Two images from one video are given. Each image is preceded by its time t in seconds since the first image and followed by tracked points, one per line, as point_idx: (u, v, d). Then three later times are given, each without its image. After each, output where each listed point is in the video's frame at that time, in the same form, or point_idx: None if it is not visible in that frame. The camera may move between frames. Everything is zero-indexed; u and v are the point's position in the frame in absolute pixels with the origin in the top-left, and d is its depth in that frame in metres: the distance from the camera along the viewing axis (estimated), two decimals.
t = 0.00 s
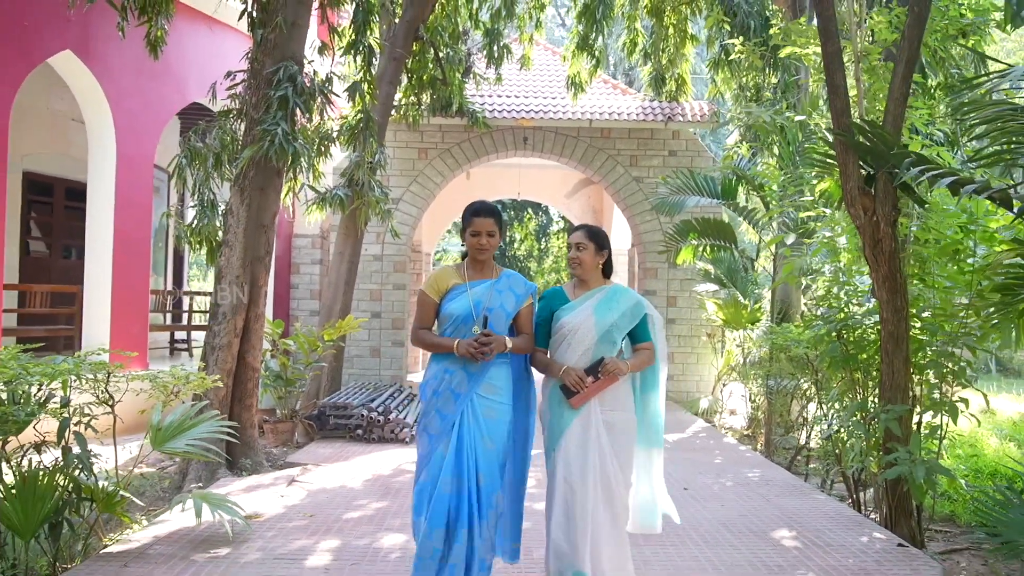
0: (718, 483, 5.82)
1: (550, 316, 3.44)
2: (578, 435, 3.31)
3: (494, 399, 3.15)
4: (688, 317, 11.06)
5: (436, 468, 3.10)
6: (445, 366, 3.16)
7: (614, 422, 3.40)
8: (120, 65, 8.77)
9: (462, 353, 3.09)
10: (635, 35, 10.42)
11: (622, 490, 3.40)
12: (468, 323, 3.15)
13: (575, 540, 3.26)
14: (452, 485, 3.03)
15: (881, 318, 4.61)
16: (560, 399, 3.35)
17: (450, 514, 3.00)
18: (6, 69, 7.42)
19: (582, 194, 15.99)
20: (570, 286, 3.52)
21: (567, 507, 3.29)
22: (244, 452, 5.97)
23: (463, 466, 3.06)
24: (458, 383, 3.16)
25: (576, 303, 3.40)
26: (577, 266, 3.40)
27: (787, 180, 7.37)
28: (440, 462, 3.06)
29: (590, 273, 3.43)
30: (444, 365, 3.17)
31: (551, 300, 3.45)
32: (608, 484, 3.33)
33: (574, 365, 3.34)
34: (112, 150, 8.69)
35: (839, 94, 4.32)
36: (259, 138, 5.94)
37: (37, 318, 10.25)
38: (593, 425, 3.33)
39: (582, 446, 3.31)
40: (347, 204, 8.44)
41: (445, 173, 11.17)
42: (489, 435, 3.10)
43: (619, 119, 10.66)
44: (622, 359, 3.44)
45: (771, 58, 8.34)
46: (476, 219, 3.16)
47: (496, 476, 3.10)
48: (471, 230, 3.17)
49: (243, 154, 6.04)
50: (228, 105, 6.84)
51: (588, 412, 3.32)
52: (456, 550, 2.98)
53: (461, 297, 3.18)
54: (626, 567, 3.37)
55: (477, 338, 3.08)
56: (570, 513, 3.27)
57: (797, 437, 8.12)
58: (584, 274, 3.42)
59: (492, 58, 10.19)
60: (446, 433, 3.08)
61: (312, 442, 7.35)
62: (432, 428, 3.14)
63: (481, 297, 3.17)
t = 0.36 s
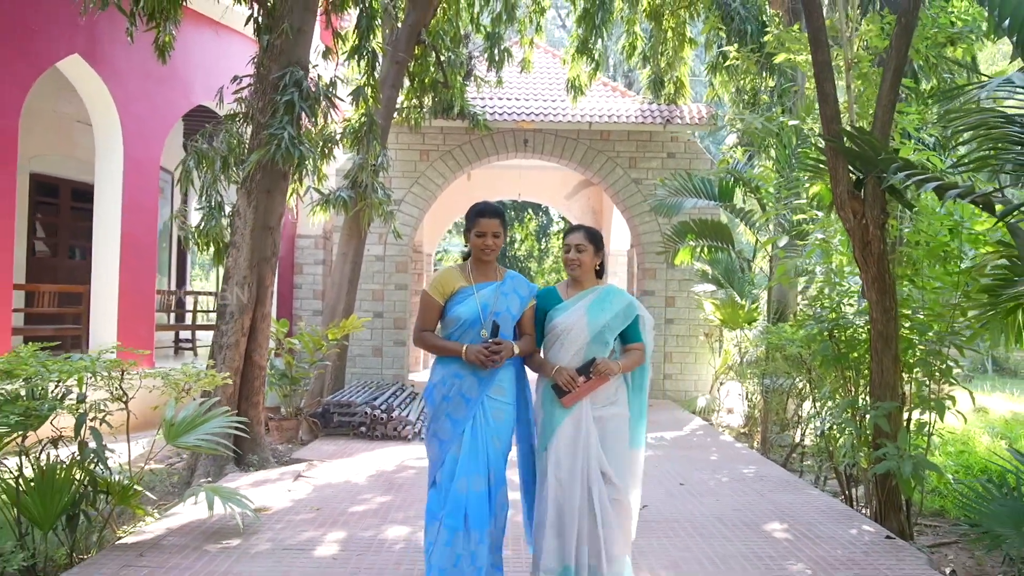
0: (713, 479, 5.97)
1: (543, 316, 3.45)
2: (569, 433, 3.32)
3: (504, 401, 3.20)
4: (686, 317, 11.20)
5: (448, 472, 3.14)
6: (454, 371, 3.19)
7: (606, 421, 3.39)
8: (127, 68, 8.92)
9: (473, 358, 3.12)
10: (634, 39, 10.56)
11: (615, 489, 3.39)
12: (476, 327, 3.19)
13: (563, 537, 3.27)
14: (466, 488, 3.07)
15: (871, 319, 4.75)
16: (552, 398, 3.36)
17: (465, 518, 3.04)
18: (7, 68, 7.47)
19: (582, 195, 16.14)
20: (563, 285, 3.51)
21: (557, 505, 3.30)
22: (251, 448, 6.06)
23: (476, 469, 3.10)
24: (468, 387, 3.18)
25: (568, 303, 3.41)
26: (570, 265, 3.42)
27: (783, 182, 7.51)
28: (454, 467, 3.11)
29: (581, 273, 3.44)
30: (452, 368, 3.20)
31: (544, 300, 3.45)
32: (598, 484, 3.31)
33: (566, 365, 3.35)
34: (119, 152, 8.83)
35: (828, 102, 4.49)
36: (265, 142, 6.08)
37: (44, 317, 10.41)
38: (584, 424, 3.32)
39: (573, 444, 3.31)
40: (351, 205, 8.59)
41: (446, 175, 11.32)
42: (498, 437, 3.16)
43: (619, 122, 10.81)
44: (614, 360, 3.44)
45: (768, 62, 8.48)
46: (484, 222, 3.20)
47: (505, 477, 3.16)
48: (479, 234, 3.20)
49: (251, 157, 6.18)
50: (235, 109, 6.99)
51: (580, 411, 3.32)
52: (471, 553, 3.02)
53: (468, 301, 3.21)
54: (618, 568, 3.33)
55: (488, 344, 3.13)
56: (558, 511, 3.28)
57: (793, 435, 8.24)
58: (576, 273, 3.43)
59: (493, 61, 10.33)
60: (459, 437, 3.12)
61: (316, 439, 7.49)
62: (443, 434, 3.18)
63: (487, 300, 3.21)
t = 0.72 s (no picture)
0: (710, 475, 6.12)
1: (550, 319, 3.55)
2: (575, 436, 3.42)
3: (503, 399, 3.25)
4: (685, 318, 11.35)
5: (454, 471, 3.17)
6: (454, 369, 3.21)
7: (612, 422, 3.50)
8: (135, 72, 9.08)
9: (474, 355, 3.14)
10: (634, 43, 10.72)
11: (621, 490, 3.49)
12: (472, 323, 3.22)
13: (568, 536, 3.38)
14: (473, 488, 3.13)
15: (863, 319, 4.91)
16: (560, 400, 3.46)
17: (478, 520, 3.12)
18: (16, 72, 7.60)
19: (583, 196, 16.34)
20: (569, 288, 3.61)
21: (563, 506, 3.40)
22: (260, 446, 6.06)
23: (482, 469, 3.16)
24: (470, 384, 3.21)
25: (576, 306, 3.50)
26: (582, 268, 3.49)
27: (780, 185, 7.65)
28: (461, 467, 3.15)
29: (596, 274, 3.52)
30: (451, 367, 3.22)
31: (551, 303, 3.55)
32: (602, 484, 3.41)
33: (573, 368, 3.44)
34: (127, 155, 8.99)
35: (820, 110, 4.67)
36: (274, 146, 6.24)
37: (53, 317, 10.57)
38: (590, 425, 3.43)
39: (579, 446, 3.42)
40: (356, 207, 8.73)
41: (448, 176, 11.47)
42: (501, 435, 3.23)
43: (619, 124, 10.96)
44: (621, 363, 3.53)
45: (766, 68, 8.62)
46: (475, 219, 3.25)
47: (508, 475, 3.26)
48: (471, 230, 3.25)
49: (259, 161, 6.34)
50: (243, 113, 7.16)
51: (587, 413, 3.43)
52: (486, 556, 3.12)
53: (462, 298, 3.24)
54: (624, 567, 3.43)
55: (488, 339, 3.16)
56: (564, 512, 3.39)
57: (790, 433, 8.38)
58: (587, 277, 3.51)
59: (495, 65, 10.48)
60: (465, 438, 3.16)
61: (322, 436, 7.64)
62: (447, 433, 3.19)
63: (481, 296, 3.26)
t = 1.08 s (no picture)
0: (706, 471, 6.26)
1: (570, 318, 3.49)
2: (599, 436, 3.37)
3: (500, 396, 3.25)
4: (684, 318, 11.49)
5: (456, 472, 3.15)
6: (449, 371, 3.20)
7: (637, 424, 3.43)
8: (141, 76, 9.22)
9: (470, 355, 3.15)
10: (633, 46, 10.85)
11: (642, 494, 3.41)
12: (466, 324, 3.24)
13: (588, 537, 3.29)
14: (478, 489, 3.12)
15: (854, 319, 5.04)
16: (582, 400, 3.41)
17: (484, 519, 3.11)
18: (25, 76, 7.74)
19: (583, 197, 16.54)
20: (589, 285, 3.54)
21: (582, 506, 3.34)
22: (266, 444, 6.18)
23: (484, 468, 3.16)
24: (466, 385, 3.20)
25: (598, 305, 3.44)
26: (607, 269, 3.40)
27: (776, 188, 7.79)
28: (464, 468, 3.13)
29: (622, 275, 3.45)
30: (447, 369, 3.21)
31: (571, 301, 3.49)
32: (627, 487, 3.34)
33: (596, 367, 3.40)
34: (134, 157, 9.13)
35: (811, 116, 4.82)
36: (279, 150, 6.38)
37: (59, 317, 10.72)
38: (615, 426, 3.38)
39: (602, 446, 3.36)
40: (359, 209, 8.88)
41: (450, 178, 11.60)
42: (502, 434, 3.22)
43: (618, 127, 11.10)
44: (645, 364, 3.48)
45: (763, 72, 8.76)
46: (471, 219, 3.23)
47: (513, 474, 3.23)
48: (466, 231, 3.24)
49: (266, 164, 6.48)
50: (249, 118, 7.30)
51: (611, 413, 3.38)
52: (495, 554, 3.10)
53: (454, 299, 3.24)
54: (642, 571, 3.36)
55: (482, 338, 3.17)
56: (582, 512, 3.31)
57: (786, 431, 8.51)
58: (612, 276, 3.43)
59: (496, 68, 10.62)
60: (467, 439, 3.14)
61: (326, 434, 7.77)
62: (447, 435, 3.17)
63: (473, 296, 3.27)
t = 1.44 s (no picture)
0: (702, 468, 6.41)
1: (576, 319, 3.49)
2: (610, 436, 3.38)
3: (503, 396, 3.28)
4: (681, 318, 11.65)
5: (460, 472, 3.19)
6: (454, 373, 3.24)
7: (643, 426, 3.48)
8: (146, 80, 9.38)
9: (475, 359, 3.18)
10: (631, 50, 11.00)
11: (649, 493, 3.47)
12: (472, 328, 3.25)
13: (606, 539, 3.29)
14: (480, 487, 3.15)
15: (845, 320, 5.19)
16: (587, 404, 3.40)
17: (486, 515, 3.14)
18: (33, 81, 7.91)
19: (583, 197, 16.69)
20: (594, 286, 3.54)
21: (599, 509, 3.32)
22: (271, 442, 6.32)
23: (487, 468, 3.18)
24: (470, 386, 3.24)
25: (606, 308, 3.45)
26: (615, 269, 3.44)
27: (771, 191, 7.94)
28: (466, 467, 3.16)
29: (628, 275, 3.46)
30: (452, 371, 3.25)
31: (576, 303, 3.48)
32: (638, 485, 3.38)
33: (603, 371, 3.41)
34: (140, 160, 9.29)
35: (801, 123, 4.98)
36: (285, 154, 6.54)
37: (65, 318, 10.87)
38: (623, 426, 3.41)
39: (615, 448, 3.37)
40: (361, 211, 9.05)
41: (451, 180, 11.76)
42: (505, 433, 3.24)
43: (617, 130, 11.25)
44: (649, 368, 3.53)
45: (759, 76, 8.92)
46: (478, 223, 3.26)
47: (517, 472, 3.25)
48: (473, 235, 3.27)
49: (271, 168, 6.64)
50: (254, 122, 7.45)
51: (619, 415, 3.40)
52: (496, 551, 3.12)
53: (461, 303, 3.27)
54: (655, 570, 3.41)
55: (490, 343, 3.20)
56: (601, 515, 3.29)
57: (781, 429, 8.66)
58: (619, 277, 3.46)
59: (496, 72, 10.76)
60: (469, 439, 3.17)
61: (330, 432, 7.93)
62: (451, 435, 3.21)
63: (479, 299, 3.29)
